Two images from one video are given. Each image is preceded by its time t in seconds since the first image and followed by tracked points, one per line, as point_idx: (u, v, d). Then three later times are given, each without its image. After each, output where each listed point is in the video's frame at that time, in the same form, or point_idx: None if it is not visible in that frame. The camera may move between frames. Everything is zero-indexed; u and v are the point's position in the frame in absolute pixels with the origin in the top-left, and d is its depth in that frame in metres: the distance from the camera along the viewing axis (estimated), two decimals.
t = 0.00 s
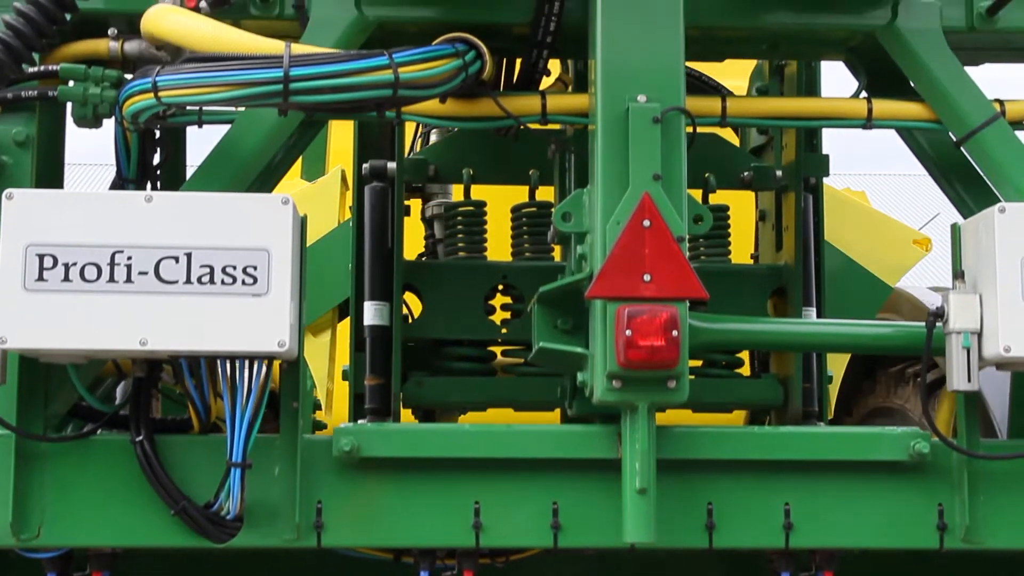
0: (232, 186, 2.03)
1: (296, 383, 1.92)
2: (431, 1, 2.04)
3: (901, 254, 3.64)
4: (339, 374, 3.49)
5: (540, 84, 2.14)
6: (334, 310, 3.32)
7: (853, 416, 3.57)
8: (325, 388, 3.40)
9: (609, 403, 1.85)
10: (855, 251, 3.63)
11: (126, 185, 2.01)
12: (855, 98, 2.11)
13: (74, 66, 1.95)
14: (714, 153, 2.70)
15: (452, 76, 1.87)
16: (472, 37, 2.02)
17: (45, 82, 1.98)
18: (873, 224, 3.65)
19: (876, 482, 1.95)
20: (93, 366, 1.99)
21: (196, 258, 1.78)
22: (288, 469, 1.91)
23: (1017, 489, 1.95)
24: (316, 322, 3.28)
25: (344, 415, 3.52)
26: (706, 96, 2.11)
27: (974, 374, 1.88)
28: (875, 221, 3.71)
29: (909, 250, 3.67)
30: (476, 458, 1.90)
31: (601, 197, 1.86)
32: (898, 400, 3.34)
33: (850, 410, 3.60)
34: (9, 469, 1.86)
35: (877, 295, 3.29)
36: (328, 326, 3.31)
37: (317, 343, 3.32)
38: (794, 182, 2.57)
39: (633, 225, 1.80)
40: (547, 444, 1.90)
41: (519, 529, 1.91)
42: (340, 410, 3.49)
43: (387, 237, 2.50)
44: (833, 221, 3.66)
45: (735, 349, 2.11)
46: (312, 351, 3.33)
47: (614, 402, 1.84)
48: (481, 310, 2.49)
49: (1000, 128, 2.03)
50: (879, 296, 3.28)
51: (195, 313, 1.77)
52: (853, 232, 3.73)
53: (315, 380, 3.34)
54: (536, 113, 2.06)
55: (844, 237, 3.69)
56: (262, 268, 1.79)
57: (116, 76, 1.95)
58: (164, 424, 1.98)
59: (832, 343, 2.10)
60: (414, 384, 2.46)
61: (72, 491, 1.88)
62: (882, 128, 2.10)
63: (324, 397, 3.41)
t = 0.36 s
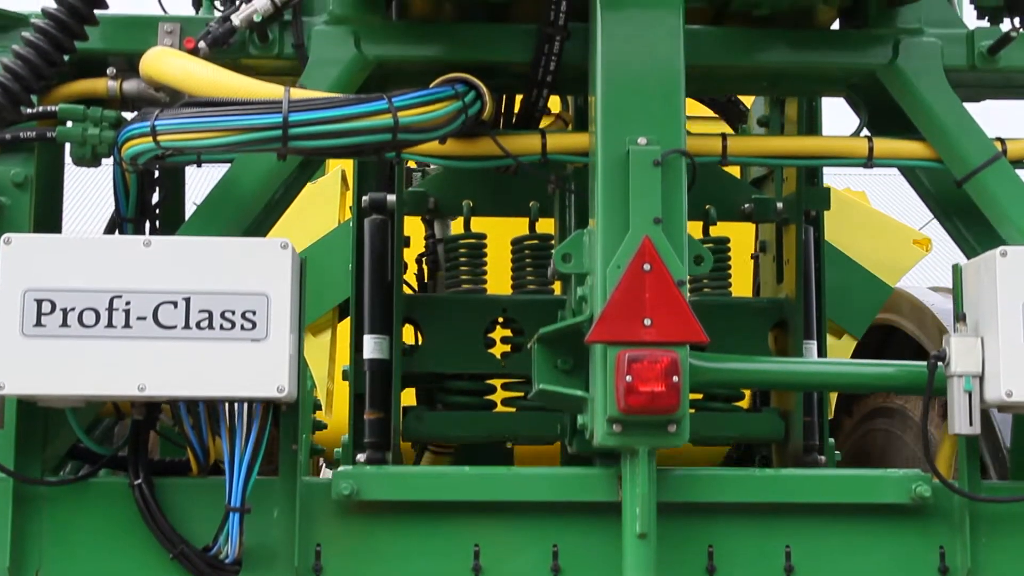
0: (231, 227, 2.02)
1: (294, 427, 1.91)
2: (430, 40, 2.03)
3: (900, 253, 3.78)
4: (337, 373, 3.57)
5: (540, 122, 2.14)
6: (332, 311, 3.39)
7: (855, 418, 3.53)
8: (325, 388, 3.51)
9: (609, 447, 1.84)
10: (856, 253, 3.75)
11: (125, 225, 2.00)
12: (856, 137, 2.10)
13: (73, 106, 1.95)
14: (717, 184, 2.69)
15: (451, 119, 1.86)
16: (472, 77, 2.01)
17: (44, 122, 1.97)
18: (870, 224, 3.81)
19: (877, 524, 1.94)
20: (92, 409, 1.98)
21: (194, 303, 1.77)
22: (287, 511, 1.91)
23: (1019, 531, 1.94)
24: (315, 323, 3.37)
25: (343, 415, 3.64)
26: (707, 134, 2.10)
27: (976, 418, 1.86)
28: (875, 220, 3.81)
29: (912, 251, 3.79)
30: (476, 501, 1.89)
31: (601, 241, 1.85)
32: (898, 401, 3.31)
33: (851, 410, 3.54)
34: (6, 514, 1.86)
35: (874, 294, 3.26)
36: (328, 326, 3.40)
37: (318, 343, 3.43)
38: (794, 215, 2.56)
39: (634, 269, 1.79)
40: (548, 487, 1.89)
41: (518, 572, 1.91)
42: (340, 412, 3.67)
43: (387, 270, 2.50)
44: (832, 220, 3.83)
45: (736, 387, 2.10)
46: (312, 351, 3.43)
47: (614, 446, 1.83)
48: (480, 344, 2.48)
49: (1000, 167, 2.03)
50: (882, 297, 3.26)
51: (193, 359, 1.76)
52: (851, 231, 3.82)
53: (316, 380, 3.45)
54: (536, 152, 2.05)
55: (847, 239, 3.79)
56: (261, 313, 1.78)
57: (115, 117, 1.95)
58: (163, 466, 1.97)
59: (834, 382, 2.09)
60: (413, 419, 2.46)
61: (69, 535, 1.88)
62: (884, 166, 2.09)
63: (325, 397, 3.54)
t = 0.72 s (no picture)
0: (239, 256, 2.00)
1: (293, 470, 1.90)
2: (430, 78, 2.02)
3: (901, 254, 3.78)
4: (337, 375, 3.60)
5: (540, 160, 2.13)
6: (332, 310, 3.51)
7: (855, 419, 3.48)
8: (325, 388, 3.56)
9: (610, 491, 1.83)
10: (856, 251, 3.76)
11: (123, 265, 2.00)
12: (857, 175, 2.09)
13: (71, 147, 1.94)
14: (717, 213, 2.68)
15: (451, 162, 1.85)
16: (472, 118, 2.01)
17: (42, 162, 1.97)
18: (870, 224, 3.81)
19: (879, 567, 1.94)
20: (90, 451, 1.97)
21: (193, 349, 1.77)
22: (286, 555, 1.90)
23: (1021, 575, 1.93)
24: (316, 321, 3.49)
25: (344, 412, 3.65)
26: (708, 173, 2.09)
27: (978, 463, 1.86)
28: (875, 220, 3.82)
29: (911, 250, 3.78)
30: (475, 544, 1.89)
31: (602, 284, 1.84)
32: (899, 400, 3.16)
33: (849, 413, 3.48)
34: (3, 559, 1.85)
35: (871, 294, 3.27)
36: (327, 326, 3.52)
37: (317, 343, 3.53)
38: (795, 247, 2.54)
39: (634, 314, 1.79)
40: (549, 531, 1.88)
41: None
42: (340, 411, 3.59)
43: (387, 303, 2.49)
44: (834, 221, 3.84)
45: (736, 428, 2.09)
46: (313, 351, 3.53)
47: (615, 491, 1.83)
48: (480, 378, 2.48)
49: (1002, 208, 2.02)
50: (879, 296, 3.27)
51: (191, 405, 1.76)
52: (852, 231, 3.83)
53: (315, 381, 3.54)
54: (535, 192, 2.04)
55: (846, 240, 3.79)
56: (260, 359, 1.78)
57: (114, 159, 1.94)
58: (162, 509, 1.96)
59: (835, 422, 2.08)
60: (412, 453, 2.44)
61: None
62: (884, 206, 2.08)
63: (324, 397, 3.59)
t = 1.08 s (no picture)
0: (234, 294, 1.96)
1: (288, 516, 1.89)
2: (425, 119, 2.02)
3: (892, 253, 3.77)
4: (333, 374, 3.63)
5: (535, 201, 2.11)
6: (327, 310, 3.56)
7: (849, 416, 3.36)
8: (322, 390, 3.59)
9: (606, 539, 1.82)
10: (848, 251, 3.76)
11: (116, 309, 1.99)
12: (853, 216, 2.09)
13: (65, 191, 1.93)
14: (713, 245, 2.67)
15: (446, 207, 1.85)
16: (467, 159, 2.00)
17: (35, 206, 1.96)
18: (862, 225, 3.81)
19: None
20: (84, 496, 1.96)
21: (187, 397, 1.76)
22: None
23: None
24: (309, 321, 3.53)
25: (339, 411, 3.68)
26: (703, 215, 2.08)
27: (974, 509, 1.85)
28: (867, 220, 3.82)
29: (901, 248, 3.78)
30: None
31: (598, 330, 1.84)
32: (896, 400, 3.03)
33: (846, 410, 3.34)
34: None
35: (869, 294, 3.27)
36: (322, 327, 3.57)
37: (312, 343, 3.57)
38: (790, 281, 2.55)
39: (630, 361, 1.78)
40: None
41: None
42: (336, 411, 3.63)
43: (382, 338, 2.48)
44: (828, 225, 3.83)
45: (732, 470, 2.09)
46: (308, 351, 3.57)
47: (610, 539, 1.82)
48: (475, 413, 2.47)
49: (998, 250, 2.03)
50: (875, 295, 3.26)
51: (185, 455, 1.75)
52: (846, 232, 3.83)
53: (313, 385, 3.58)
54: (531, 233, 2.03)
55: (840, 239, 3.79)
56: (255, 407, 1.77)
57: (108, 203, 1.93)
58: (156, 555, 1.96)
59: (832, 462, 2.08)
60: (407, 490, 2.44)
61: None
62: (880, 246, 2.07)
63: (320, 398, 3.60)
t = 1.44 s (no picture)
0: (233, 333, 1.98)
1: (284, 558, 1.88)
2: (423, 157, 2.01)
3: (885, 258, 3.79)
4: (333, 374, 3.72)
5: (534, 238, 2.10)
6: (325, 310, 3.67)
7: (849, 416, 3.28)
8: (320, 388, 3.71)
9: None
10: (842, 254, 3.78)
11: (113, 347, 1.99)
12: (853, 253, 2.08)
13: (61, 231, 1.92)
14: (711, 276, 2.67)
15: (444, 249, 1.84)
16: (465, 198, 1.99)
17: (31, 246, 1.95)
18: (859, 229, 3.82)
19: None
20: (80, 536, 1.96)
21: (184, 441, 1.75)
22: None
23: None
24: (309, 321, 3.64)
25: (339, 410, 3.76)
26: (701, 252, 2.07)
27: (974, 552, 1.85)
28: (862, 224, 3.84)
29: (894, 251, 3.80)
30: None
31: (595, 373, 1.83)
32: (893, 398, 2.99)
33: (845, 409, 3.29)
34: None
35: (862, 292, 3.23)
36: (321, 326, 3.68)
37: (311, 343, 3.67)
38: (789, 313, 2.53)
39: (628, 405, 1.77)
40: None
41: None
42: (334, 411, 3.79)
43: (380, 369, 2.47)
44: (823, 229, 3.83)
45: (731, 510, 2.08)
46: (307, 351, 3.66)
47: None
48: (472, 446, 2.47)
49: (997, 288, 2.02)
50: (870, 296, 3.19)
51: (181, 500, 1.74)
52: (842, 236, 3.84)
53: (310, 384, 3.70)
54: (529, 271, 2.03)
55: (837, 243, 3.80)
56: (251, 452, 1.76)
57: (104, 242, 1.92)
58: None
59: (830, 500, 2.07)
60: (405, 522, 2.44)
61: None
62: (880, 283, 2.06)
63: (319, 398, 3.75)
